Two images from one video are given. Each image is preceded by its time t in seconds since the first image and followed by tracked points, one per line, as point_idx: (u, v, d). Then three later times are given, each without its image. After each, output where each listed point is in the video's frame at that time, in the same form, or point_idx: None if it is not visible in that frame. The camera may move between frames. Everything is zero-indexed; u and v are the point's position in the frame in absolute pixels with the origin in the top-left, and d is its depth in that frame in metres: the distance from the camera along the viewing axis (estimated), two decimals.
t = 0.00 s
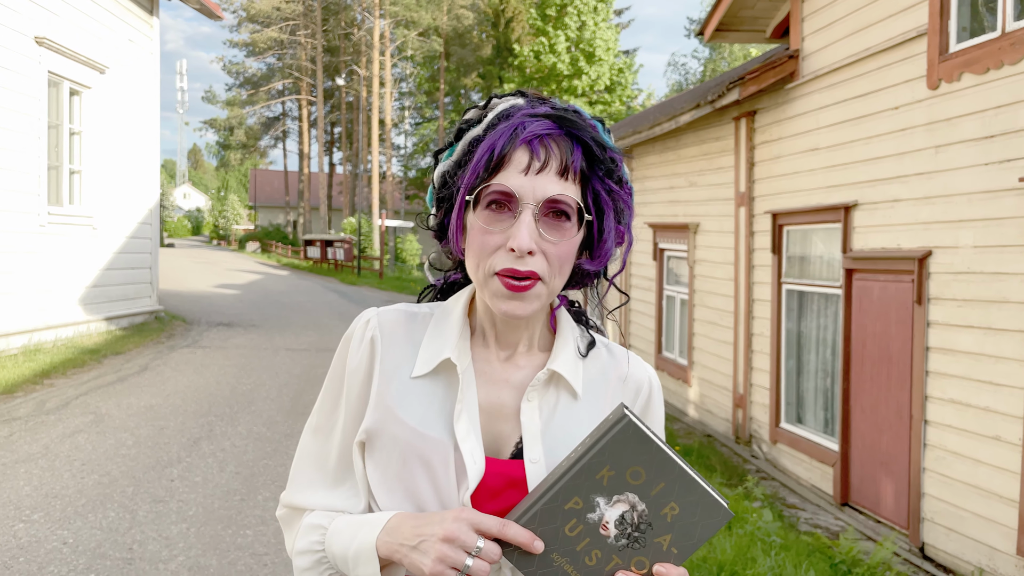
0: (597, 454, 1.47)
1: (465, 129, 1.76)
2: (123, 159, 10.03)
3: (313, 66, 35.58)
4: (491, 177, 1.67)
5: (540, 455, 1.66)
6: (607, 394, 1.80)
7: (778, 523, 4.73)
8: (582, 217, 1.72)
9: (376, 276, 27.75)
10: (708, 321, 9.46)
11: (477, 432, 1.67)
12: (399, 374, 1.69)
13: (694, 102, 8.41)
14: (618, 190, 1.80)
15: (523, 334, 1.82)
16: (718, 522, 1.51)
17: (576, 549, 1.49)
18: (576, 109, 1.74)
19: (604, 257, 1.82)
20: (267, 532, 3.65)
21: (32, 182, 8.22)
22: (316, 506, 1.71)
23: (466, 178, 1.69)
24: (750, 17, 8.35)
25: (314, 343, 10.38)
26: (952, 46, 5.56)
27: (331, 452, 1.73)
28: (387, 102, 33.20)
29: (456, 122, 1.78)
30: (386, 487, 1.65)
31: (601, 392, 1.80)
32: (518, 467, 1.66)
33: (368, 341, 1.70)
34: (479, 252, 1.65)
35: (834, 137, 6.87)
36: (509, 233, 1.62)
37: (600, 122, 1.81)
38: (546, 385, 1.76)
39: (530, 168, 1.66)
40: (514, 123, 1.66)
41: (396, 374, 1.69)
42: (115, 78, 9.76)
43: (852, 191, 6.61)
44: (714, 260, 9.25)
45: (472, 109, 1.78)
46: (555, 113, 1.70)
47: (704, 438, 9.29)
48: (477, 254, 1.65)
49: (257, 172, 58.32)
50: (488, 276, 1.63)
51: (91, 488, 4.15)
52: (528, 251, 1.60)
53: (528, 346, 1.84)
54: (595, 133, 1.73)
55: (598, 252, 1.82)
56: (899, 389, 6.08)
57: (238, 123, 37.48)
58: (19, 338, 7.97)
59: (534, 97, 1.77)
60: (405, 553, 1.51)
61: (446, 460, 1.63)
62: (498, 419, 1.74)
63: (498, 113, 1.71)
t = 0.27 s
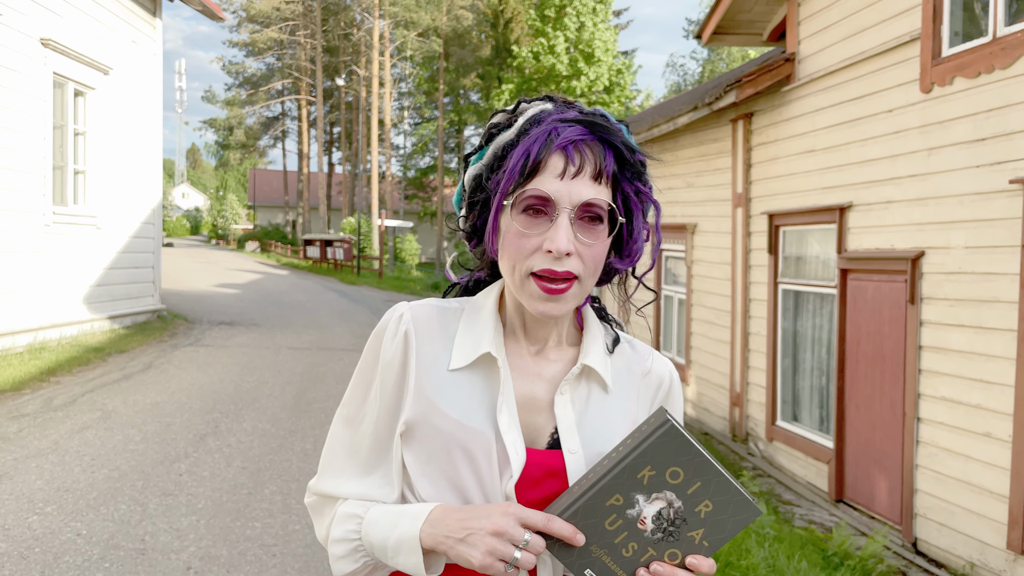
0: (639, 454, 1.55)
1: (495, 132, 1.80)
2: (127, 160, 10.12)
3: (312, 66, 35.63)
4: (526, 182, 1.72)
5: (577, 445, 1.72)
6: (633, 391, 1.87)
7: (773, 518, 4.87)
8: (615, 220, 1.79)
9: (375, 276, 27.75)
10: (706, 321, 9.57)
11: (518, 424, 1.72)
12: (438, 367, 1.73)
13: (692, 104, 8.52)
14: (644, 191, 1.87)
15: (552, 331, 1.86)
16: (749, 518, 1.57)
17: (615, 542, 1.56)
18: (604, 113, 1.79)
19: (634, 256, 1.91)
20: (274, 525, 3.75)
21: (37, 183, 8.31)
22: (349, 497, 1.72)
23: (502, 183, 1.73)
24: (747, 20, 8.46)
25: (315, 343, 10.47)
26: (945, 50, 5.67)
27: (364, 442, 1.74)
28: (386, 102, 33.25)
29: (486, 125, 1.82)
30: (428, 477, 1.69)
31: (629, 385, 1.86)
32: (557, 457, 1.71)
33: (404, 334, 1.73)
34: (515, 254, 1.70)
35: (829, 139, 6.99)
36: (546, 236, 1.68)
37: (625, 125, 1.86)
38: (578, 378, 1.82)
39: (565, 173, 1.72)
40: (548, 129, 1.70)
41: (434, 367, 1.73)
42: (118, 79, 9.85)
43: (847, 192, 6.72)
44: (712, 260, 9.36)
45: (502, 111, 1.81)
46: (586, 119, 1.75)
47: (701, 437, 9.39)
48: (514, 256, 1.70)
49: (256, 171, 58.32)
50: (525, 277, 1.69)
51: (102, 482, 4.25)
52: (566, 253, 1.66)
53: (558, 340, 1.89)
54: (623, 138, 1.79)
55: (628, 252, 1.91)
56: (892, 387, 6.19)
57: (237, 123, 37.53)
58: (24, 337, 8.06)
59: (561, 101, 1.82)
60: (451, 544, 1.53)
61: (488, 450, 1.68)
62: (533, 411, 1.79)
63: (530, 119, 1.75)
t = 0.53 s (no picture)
0: (690, 465, 1.61)
1: (522, 146, 1.81)
2: (130, 160, 10.22)
3: (312, 66, 35.71)
4: (558, 197, 1.72)
5: (610, 452, 1.74)
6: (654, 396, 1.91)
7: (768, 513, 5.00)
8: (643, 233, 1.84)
9: (374, 275, 27.86)
10: (704, 320, 9.68)
11: (553, 435, 1.72)
12: (472, 383, 1.71)
13: (690, 107, 8.62)
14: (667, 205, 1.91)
15: (576, 338, 1.88)
16: (787, 523, 1.64)
17: (663, 548, 1.60)
18: (629, 129, 1.82)
19: (660, 266, 1.98)
20: (282, 518, 3.86)
21: (44, 183, 8.41)
22: (385, 513, 1.71)
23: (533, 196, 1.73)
24: (744, 24, 8.57)
25: (316, 342, 10.57)
26: (938, 55, 5.78)
27: (396, 458, 1.73)
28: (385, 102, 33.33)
29: (512, 139, 1.82)
30: (467, 491, 1.68)
31: (650, 392, 1.90)
32: (592, 465, 1.73)
33: (434, 351, 1.71)
34: (547, 266, 1.71)
35: (824, 142, 7.09)
36: (579, 250, 1.69)
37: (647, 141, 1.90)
38: (603, 388, 1.84)
39: (598, 188, 1.74)
40: (580, 145, 1.72)
41: (467, 381, 1.71)
42: (122, 81, 9.95)
43: (842, 194, 6.84)
44: (710, 261, 9.47)
45: (527, 124, 1.82)
46: (615, 135, 1.77)
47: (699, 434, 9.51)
48: (545, 268, 1.71)
49: (256, 171, 58.38)
50: (557, 289, 1.70)
51: (113, 477, 4.35)
52: (600, 266, 1.68)
53: (580, 350, 1.90)
54: (650, 154, 1.82)
55: (653, 262, 1.98)
56: (886, 386, 6.30)
57: (237, 123, 37.62)
58: (31, 335, 8.17)
59: (586, 116, 1.83)
60: (509, 557, 1.55)
61: (527, 463, 1.68)
62: (564, 420, 1.79)
63: (559, 134, 1.76)
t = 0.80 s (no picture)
0: (725, 468, 1.55)
1: (532, 152, 1.74)
2: (132, 162, 10.30)
3: (311, 67, 35.81)
4: (575, 200, 1.65)
5: (641, 461, 1.66)
6: (677, 403, 1.84)
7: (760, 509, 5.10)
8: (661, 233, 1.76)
9: (373, 275, 27.99)
10: (701, 320, 9.79)
11: (581, 446, 1.64)
12: (495, 397, 1.62)
13: (686, 109, 8.72)
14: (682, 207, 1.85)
15: (595, 344, 1.79)
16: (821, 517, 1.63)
17: (702, 556, 1.54)
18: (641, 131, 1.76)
19: (678, 270, 1.90)
20: (287, 513, 3.95)
21: (47, 184, 8.50)
22: (410, 537, 1.61)
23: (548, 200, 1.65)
24: (740, 28, 8.68)
25: (317, 341, 10.68)
26: (929, 59, 5.87)
27: (418, 480, 1.64)
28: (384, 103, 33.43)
29: (521, 146, 1.75)
30: (497, 510, 1.59)
31: (671, 395, 1.83)
32: (623, 475, 1.65)
33: (453, 366, 1.62)
34: (565, 271, 1.63)
35: (819, 144, 7.19)
36: (600, 252, 1.62)
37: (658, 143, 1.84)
38: (627, 396, 1.76)
39: (615, 190, 1.67)
40: (594, 147, 1.65)
41: (490, 395, 1.62)
42: (125, 83, 10.06)
43: (836, 196, 6.94)
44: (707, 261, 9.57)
45: (536, 130, 1.76)
46: (628, 136, 1.71)
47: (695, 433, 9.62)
48: (563, 273, 1.63)
49: (255, 170, 58.43)
50: (577, 295, 1.61)
51: (120, 473, 4.44)
52: (621, 268, 1.61)
53: (600, 359, 1.81)
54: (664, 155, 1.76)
55: (669, 265, 1.92)
56: (879, 384, 6.40)
57: (236, 123, 37.74)
58: (34, 335, 8.25)
59: (596, 120, 1.77)
60: None
61: (558, 477, 1.59)
62: (588, 431, 1.70)
63: (571, 138, 1.69)
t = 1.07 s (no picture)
0: (746, 459, 1.59)
1: (532, 150, 1.79)
2: (132, 162, 10.39)
3: (310, 67, 35.85)
4: (575, 195, 1.69)
5: (646, 460, 1.69)
6: (683, 402, 1.87)
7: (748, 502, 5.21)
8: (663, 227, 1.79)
9: (371, 275, 28.07)
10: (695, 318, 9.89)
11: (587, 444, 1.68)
12: (500, 397, 1.66)
13: (680, 109, 8.82)
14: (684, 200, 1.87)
15: (599, 343, 1.83)
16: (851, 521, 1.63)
17: (720, 545, 1.57)
18: (641, 127, 1.80)
19: (682, 264, 1.90)
20: (285, 505, 4.05)
21: (48, 184, 8.58)
22: (420, 540, 1.62)
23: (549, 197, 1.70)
24: (733, 29, 8.79)
25: (315, 339, 10.77)
26: (917, 60, 5.98)
27: (427, 480, 1.66)
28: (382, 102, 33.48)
29: (522, 144, 1.80)
30: (504, 508, 1.63)
31: (678, 397, 1.86)
32: (630, 475, 1.69)
33: (459, 368, 1.66)
34: (567, 266, 1.67)
35: (810, 144, 7.29)
36: (602, 247, 1.66)
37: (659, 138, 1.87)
38: (633, 397, 1.79)
39: (615, 184, 1.71)
40: (593, 143, 1.70)
41: (495, 395, 1.66)
42: (124, 84, 10.14)
43: (826, 195, 7.05)
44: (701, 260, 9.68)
45: (536, 130, 1.81)
46: (627, 132, 1.75)
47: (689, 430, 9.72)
48: (565, 267, 1.67)
49: (253, 170, 58.39)
50: (579, 289, 1.65)
51: (122, 467, 4.53)
52: (623, 262, 1.64)
53: (604, 358, 1.85)
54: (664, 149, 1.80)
55: (672, 261, 1.91)
56: (868, 381, 6.51)
57: (234, 123, 37.78)
58: (35, 333, 8.33)
59: (596, 117, 1.82)
60: (563, 564, 1.48)
61: (564, 475, 1.62)
62: (594, 431, 1.74)
63: (571, 135, 1.74)
